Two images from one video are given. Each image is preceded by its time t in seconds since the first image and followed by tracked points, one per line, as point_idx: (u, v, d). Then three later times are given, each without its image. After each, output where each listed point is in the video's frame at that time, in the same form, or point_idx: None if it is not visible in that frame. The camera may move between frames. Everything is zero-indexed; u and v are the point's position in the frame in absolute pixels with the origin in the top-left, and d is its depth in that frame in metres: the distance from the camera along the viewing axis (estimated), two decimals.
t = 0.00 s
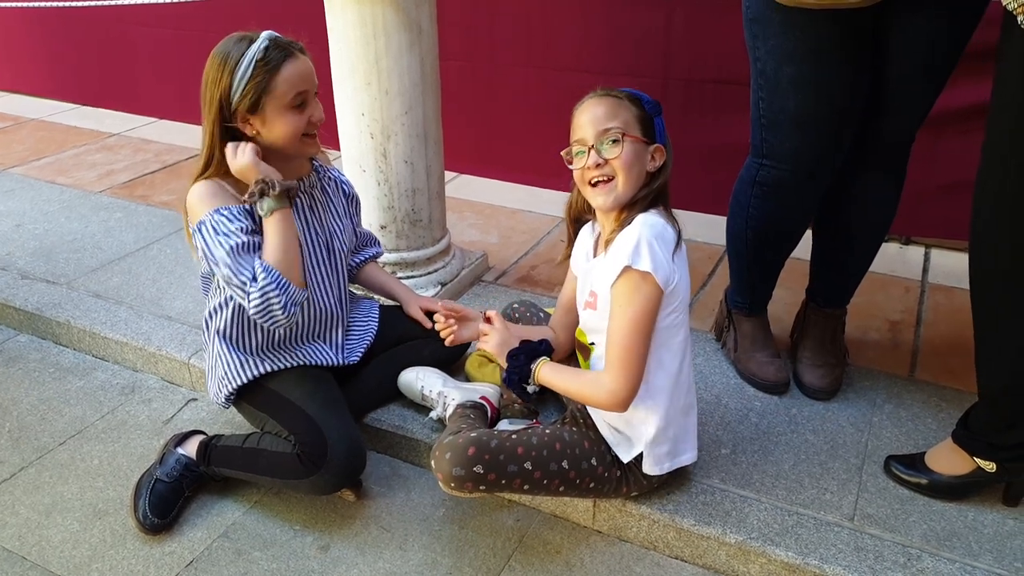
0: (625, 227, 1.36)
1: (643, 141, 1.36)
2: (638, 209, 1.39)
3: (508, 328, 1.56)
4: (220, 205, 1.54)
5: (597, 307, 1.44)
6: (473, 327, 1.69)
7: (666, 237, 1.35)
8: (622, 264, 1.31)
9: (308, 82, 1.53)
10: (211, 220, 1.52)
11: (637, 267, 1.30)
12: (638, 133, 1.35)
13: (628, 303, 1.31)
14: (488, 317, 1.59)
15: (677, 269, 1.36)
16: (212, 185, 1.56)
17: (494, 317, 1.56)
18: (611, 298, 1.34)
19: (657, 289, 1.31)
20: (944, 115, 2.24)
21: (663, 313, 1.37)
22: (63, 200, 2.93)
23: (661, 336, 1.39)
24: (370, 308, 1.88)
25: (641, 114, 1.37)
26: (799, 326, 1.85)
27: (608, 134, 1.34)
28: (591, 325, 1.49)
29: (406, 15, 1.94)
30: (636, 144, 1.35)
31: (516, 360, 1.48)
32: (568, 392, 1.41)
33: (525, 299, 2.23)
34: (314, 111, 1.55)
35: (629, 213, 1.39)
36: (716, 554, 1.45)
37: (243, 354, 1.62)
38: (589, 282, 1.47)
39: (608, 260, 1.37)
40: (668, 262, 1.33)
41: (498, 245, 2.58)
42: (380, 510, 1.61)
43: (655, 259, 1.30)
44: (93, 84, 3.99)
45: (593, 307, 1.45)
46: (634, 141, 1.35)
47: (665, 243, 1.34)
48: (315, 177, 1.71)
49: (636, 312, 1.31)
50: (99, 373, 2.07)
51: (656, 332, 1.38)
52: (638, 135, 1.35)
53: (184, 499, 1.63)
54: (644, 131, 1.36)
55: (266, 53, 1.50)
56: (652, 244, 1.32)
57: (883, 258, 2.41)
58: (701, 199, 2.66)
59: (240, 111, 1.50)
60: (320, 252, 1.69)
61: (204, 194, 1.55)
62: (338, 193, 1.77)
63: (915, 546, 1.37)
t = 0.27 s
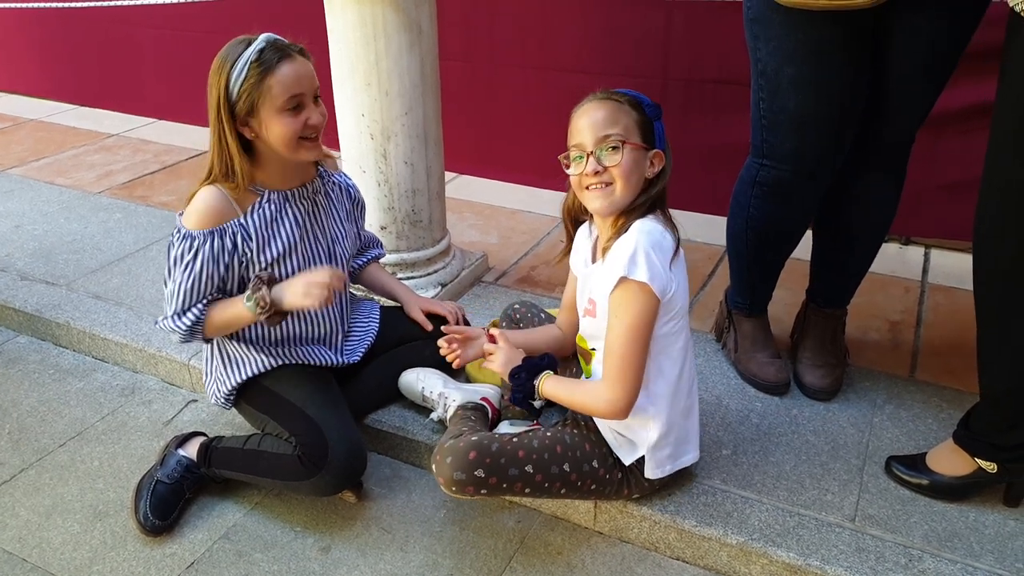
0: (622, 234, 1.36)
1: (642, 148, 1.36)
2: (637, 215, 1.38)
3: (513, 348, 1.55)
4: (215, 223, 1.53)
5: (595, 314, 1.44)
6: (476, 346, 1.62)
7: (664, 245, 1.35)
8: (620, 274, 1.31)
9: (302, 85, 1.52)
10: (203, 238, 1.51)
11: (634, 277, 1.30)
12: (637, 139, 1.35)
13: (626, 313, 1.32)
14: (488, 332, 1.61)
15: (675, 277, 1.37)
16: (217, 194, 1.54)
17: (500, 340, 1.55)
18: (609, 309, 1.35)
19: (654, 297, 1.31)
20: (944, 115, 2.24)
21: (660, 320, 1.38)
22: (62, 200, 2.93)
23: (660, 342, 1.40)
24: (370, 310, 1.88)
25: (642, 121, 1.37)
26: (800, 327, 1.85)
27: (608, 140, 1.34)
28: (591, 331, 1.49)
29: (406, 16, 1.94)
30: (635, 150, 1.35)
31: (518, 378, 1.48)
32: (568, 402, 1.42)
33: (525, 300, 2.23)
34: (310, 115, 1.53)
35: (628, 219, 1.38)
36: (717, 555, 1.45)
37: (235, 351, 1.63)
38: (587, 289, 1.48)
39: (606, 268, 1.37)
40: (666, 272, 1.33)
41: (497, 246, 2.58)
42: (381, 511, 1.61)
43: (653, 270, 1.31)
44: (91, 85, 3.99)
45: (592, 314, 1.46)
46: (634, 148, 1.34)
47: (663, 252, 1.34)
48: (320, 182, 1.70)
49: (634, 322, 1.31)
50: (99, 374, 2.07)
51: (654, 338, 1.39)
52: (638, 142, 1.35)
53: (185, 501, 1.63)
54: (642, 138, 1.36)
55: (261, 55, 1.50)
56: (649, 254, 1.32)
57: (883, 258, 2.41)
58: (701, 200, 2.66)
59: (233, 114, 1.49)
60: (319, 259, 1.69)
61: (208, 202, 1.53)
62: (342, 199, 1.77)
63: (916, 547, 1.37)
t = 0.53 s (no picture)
0: (615, 239, 1.36)
1: (633, 152, 1.36)
2: (629, 219, 1.39)
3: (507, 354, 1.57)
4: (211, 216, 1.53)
5: (591, 318, 1.44)
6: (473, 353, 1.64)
7: (657, 249, 1.35)
8: (614, 280, 1.31)
9: (286, 92, 1.50)
10: (198, 231, 1.51)
11: (628, 283, 1.30)
12: (628, 143, 1.35)
13: (619, 319, 1.32)
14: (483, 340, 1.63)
15: (668, 281, 1.37)
16: (215, 186, 1.55)
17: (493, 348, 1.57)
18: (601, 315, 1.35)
19: (647, 303, 1.31)
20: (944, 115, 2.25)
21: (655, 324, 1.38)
22: (61, 200, 2.92)
23: (654, 346, 1.40)
24: (370, 309, 1.88)
25: (633, 122, 1.36)
26: (801, 326, 1.86)
27: (600, 144, 1.34)
28: (586, 334, 1.49)
29: (407, 16, 1.93)
30: (627, 155, 1.35)
31: (512, 382, 1.49)
32: (563, 405, 1.42)
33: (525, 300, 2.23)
34: (293, 121, 1.51)
35: (620, 224, 1.38)
36: (719, 555, 1.45)
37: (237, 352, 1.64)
38: (582, 292, 1.48)
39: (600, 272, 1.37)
40: (659, 277, 1.33)
41: (497, 246, 2.58)
42: (382, 511, 1.61)
43: (647, 275, 1.31)
44: (90, 84, 3.99)
45: (586, 318, 1.45)
46: (626, 153, 1.34)
47: (657, 257, 1.35)
48: (318, 181, 1.70)
49: (628, 328, 1.31)
50: (100, 374, 2.07)
51: (648, 342, 1.39)
52: (629, 146, 1.35)
53: (186, 501, 1.63)
54: (634, 141, 1.36)
55: (249, 56, 1.50)
56: (644, 259, 1.32)
57: (883, 257, 2.42)
58: (701, 200, 2.66)
59: (225, 113, 1.51)
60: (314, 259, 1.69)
61: (206, 195, 1.53)
62: (342, 198, 1.76)
63: (918, 546, 1.37)
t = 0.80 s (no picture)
0: (612, 241, 1.36)
1: (629, 152, 1.36)
2: (625, 220, 1.39)
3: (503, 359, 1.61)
4: (218, 210, 1.53)
5: (587, 319, 1.44)
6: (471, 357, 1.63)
7: (655, 250, 1.35)
8: (612, 283, 1.31)
9: (279, 93, 1.50)
10: (204, 225, 1.51)
11: (626, 285, 1.30)
12: (624, 143, 1.35)
13: (616, 322, 1.32)
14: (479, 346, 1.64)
15: (666, 283, 1.38)
16: (220, 181, 1.54)
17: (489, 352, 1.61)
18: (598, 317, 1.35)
19: (644, 305, 1.31)
20: (944, 114, 2.25)
21: (652, 324, 1.38)
22: (60, 200, 2.92)
23: (651, 345, 1.40)
24: (370, 309, 1.88)
25: (629, 121, 1.36)
26: (800, 325, 1.85)
27: (596, 146, 1.33)
28: (581, 334, 1.49)
29: (406, 15, 1.93)
30: (624, 156, 1.35)
31: (508, 387, 1.55)
32: (560, 408, 1.42)
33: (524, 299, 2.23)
34: (284, 123, 1.51)
35: (616, 225, 1.38)
36: (719, 553, 1.45)
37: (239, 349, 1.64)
38: (577, 292, 1.47)
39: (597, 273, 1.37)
40: (657, 278, 1.33)
41: (497, 245, 2.58)
42: (382, 510, 1.61)
43: (645, 277, 1.31)
44: (89, 84, 3.98)
45: (583, 318, 1.45)
46: (622, 154, 1.34)
47: (655, 258, 1.35)
48: (320, 178, 1.70)
49: (625, 329, 1.31)
50: (99, 374, 2.07)
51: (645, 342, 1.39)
52: (626, 146, 1.35)
53: (186, 500, 1.62)
54: (630, 140, 1.36)
55: (242, 58, 1.50)
56: (641, 260, 1.32)
57: (883, 256, 2.42)
58: (700, 199, 2.66)
59: (220, 114, 1.51)
60: (318, 253, 1.69)
61: (210, 188, 1.53)
62: (343, 192, 1.77)
63: (918, 544, 1.37)
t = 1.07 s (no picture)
0: (610, 243, 1.36)
1: (628, 156, 1.36)
2: (624, 224, 1.38)
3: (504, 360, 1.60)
4: (225, 213, 1.53)
5: (586, 321, 1.44)
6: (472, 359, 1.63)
7: (653, 253, 1.35)
8: (608, 286, 1.31)
9: (281, 90, 1.51)
10: (211, 229, 1.51)
11: (622, 288, 1.30)
12: (623, 146, 1.35)
13: (613, 324, 1.32)
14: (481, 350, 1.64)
15: (665, 286, 1.38)
16: (226, 183, 1.55)
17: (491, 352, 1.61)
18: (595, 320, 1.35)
19: (640, 308, 1.31)
20: (942, 114, 2.26)
21: (650, 327, 1.39)
22: (59, 200, 2.92)
23: (649, 347, 1.40)
24: (369, 310, 1.88)
25: (629, 125, 1.36)
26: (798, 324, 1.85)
27: (595, 150, 1.33)
28: (581, 337, 1.49)
29: (404, 15, 1.93)
30: (622, 160, 1.35)
31: (509, 390, 1.54)
32: (558, 409, 1.42)
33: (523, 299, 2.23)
34: (287, 118, 1.51)
35: (615, 227, 1.38)
36: (717, 553, 1.45)
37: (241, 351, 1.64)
38: (577, 294, 1.47)
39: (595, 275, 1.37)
40: (654, 281, 1.33)
41: (495, 245, 2.58)
42: (381, 510, 1.61)
43: (642, 281, 1.31)
44: (87, 85, 3.98)
45: (582, 320, 1.46)
46: (621, 159, 1.34)
47: (652, 261, 1.35)
48: (325, 184, 1.70)
49: (622, 332, 1.31)
50: (98, 374, 2.07)
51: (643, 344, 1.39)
52: (624, 151, 1.35)
53: (185, 501, 1.62)
54: (628, 143, 1.36)
55: (245, 57, 1.51)
56: (638, 263, 1.32)
57: (881, 256, 2.42)
58: (698, 199, 2.67)
59: (224, 113, 1.52)
60: (322, 256, 1.69)
61: (216, 191, 1.53)
62: (347, 197, 1.76)
63: (915, 544, 1.37)
